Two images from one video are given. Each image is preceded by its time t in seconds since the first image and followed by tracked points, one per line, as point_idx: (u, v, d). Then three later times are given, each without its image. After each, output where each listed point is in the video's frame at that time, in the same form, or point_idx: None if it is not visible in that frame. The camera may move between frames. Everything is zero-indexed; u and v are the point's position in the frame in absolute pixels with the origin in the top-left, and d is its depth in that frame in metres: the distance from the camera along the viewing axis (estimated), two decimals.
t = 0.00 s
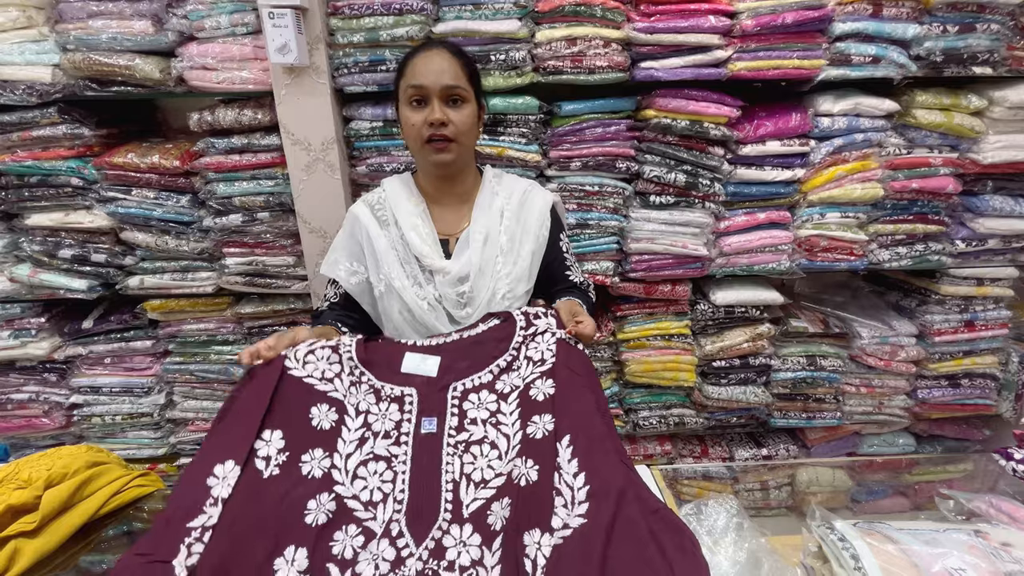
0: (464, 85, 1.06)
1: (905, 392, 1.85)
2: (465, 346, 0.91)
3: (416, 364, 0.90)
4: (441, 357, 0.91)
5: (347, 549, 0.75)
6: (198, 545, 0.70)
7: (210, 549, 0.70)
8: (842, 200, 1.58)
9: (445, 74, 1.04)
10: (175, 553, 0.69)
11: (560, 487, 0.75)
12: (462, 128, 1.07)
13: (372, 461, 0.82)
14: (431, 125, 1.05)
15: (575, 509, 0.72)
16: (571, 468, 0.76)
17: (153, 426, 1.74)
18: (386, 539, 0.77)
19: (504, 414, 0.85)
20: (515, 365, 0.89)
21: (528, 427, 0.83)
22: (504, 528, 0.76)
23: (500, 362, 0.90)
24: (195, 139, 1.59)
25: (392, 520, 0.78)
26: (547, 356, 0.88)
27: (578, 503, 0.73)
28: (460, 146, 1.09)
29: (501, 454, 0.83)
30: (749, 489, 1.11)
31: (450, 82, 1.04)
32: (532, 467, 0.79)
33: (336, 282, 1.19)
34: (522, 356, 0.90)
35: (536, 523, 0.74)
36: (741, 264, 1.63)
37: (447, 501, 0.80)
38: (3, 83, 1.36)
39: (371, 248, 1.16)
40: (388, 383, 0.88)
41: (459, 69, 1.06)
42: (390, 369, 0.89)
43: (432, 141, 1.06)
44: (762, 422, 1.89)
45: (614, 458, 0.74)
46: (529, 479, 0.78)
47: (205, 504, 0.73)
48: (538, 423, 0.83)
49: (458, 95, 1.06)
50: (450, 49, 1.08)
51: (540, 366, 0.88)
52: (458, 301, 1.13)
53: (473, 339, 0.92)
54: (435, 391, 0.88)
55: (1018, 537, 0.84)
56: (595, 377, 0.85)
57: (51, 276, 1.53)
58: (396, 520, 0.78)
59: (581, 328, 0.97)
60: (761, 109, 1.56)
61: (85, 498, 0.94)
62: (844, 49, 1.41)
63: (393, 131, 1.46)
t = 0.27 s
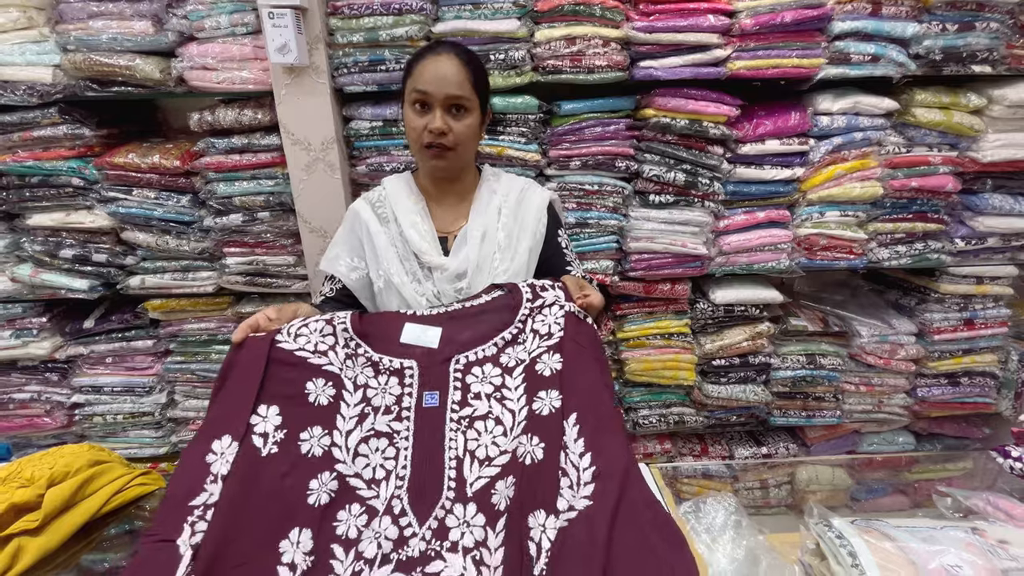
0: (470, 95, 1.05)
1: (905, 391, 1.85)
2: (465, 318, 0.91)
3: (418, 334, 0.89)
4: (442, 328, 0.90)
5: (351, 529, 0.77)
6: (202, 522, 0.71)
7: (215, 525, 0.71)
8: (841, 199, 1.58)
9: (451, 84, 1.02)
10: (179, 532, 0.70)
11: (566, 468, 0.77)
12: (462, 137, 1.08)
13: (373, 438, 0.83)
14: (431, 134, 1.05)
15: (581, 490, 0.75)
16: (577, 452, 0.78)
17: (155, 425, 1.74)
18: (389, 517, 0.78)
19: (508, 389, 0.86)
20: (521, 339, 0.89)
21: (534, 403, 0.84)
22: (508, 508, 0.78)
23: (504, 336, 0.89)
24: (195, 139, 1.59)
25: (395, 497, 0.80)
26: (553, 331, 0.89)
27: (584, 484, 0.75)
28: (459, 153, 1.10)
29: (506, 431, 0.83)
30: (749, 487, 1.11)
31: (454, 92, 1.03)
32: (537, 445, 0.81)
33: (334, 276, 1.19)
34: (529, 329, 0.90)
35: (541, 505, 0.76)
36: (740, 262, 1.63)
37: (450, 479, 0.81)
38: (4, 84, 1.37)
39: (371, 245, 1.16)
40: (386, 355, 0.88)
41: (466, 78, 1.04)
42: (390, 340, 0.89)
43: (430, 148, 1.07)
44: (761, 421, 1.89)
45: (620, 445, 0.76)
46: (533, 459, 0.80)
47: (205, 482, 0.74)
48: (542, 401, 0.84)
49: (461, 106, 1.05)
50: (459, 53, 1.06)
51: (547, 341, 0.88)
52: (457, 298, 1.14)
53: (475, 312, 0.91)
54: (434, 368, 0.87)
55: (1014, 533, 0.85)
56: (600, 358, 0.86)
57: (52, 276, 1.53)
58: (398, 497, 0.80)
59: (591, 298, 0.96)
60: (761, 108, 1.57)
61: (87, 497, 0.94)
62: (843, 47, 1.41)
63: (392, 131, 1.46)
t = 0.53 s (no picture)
0: (465, 84, 1.06)
1: (905, 390, 1.85)
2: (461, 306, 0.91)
3: (411, 320, 0.89)
4: (437, 315, 0.90)
5: (353, 520, 0.78)
6: (210, 522, 0.74)
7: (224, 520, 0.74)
8: (842, 198, 1.58)
9: (446, 77, 1.03)
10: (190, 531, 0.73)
11: (566, 450, 0.77)
12: (467, 129, 1.08)
13: (370, 428, 0.84)
14: (435, 131, 1.05)
15: (581, 472, 0.75)
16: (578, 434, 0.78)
17: (156, 423, 1.75)
18: (388, 505, 0.79)
19: (506, 372, 0.85)
20: (518, 322, 0.88)
21: (531, 387, 0.83)
22: (506, 492, 0.78)
23: (500, 319, 0.89)
24: (196, 137, 1.59)
25: (393, 485, 0.80)
26: (550, 314, 0.87)
27: (584, 464, 0.75)
28: (466, 147, 1.10)
29: (504, 416, 0.83)
30: (749, 486, 1.09)
31: (450, 85, 1.03)
32: (536, 430, 0.81)
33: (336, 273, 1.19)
34: (524, 313, 0.89)
35: (540, 489, 0.76)
36: (741, 262, 1.63)
37: (448, 465, 0.81)
38: (6, 83, 1.37)
39: (374, 241, 1.18)
40: (379, 344, 0.88)
41: (458, 70, 1.05)
42: (384, 330, 0.89)
43: (436, 144, 1.07)
44: (762, 420, 1.89)
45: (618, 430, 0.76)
46: (532, 443, 0.80)
47: (208, 481, 0.76)
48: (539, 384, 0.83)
49: (459, 97, 1.06)
50: (445, 48, 1.07)
51: (542, 323, 0.87)
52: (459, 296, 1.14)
53: (470, 300, 0.91)
54: (431, 355, 0.87)
55: (1014, 532, 0.85)
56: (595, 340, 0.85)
57: (54, 274, 1.54)
58: (396, 485, 0.80)
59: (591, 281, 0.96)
60: (762, 107, 1.56)
61: (89, 495, 0.94)
62: (845, 46, 1.41)
63: (393, 130, 1.47)
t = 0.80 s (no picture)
0: (444, 84, 1.04)
1: (909, 389, 1.84)
2: (459, 261, 0.89)
3: (408, 271, 0.88)
4: (436, 266, 0.89)
5: (348, 467, 0.79)
6: (194, 467, 0.73)
7: (210, 465, 0.73)
8: (847, 195, 1.57)
9: (420, 79, 1.02)
10: (171, 477, 0.72)
11: (569, 415, 0.76)
12: (452, 127, 1.07)
13: (364, 375, 0.83)
14: (422, 135, 1.05)
15: (583, 437, 0.74)
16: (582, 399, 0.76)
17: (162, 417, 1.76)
18: (387, 458, 0.79)
19: (506, 329, 0.84)
20: (521, 278, 0.86)
21: (532, 347, 0.82)
22: (507, 452, 0.78)
23: (504, 275, 0.87)
24: (202, 134, 1.60)
25: (392, 437, 0.80)
26: (556, 273, 0.85)
27: (586, 430, 0.74)
28: (454, 145, 1.09)
29: (503, 373, 0.82)
30: (751, 483, 1.09)
31: (428, 88, 1.02)
32: (536, 392, 0.79)
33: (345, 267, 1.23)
34: (529, 270, 0.87)
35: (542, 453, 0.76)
36: (744, 259, 1.62)
37: (448, 421, 0.81)
38: (14, 79, 1.38)
39: (381, 235, 1.21)
40: (374, 291, 0.86)
41: (434, 71, 1.03)
42: (378, 282, 0.87)
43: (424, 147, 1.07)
44: (765, 418, 1.89)
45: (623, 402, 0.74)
46: (533, 405, 0.79)
47: (189, 426, 0.74)
48: (542, 341, 0.81)
49: (440, 97, 1.05)
50: (419, 50, 1.05)
51: (548, 281, 0.85)
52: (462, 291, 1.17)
53: (468, 255, 0.89)
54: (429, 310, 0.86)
55: (1014, 530, 0.85)
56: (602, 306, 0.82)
57: (62, 269, 1.55)
58: (395, 437, 0.80)
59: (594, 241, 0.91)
60: (767, 104, 1.56)
61: (95, 486, 0.96)
62: (850, 42, 1.40)
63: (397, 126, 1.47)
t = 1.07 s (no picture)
0: (455, 74, 1.04)
1: (914, 384, 1.83)
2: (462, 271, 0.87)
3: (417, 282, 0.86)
4: (441, 275, 0.87)
5: (365, 465, 0.80)
6: (234, 462, 0.75)
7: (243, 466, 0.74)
8: (854, 189, 1.56)
9: (434, 68, 1.02)
10: (214, 472, 0.73)
11: (570, 421, 0.75)
12: (462, 117, 1.07)
13: (380, 384, 0.84)
14: (429, 125, 1.05)
15: (583, 443, 0.73)
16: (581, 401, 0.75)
17: (170, 406, 1.78)
18: (401, 458, 0.81)
19: (509, 338, 0.83)
20: (522, 286, 0.84)
21: (535, 355, 0.81)
22: (514, 457, 0.80)
23: (506, 283, 0.85)
24: (208, 125, 1.61)
25: (405, 441, 0.82)
26: (556, 280, 0.83)
27: (586, 435, 0.73)
28: (463, 136, 1.09)
29: (507, 381, 0.82)
30: (754, 477, 1.10)
31: (439, 77, 1.03)
32: (539, 399, 0.80)
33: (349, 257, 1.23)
34: (528, 278, 0.85)
35: (545, 457, 0.76)
36: (750, 253, 1.62)
37: (457, 427, 0.82)
38: (22, 69, 1.39)
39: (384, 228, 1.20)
40: (385, 303, 0.84)
41: (446, 60, 1.04)
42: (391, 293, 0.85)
43: (434, 137, 1.07)
44: (768, 412, 1.89)
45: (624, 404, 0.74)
46: (536, 411, 0.79)
47: (223, 428, 0.75)
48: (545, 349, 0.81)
49: (450, 87, 1.05)
50: (432, 38, 1.05)
51: (548, 289, 0.83)
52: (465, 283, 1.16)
53: (477, 260, 0.88)
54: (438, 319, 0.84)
55: (1016, 524, 0.85)
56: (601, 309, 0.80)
57: (70, 259, 1.57)
58: (408, 441, 0.82)
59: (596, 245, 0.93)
60: (775, 96, 1.54)
61: (108, 472, 0.97)
62: (861, 34, 1.38)
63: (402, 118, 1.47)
